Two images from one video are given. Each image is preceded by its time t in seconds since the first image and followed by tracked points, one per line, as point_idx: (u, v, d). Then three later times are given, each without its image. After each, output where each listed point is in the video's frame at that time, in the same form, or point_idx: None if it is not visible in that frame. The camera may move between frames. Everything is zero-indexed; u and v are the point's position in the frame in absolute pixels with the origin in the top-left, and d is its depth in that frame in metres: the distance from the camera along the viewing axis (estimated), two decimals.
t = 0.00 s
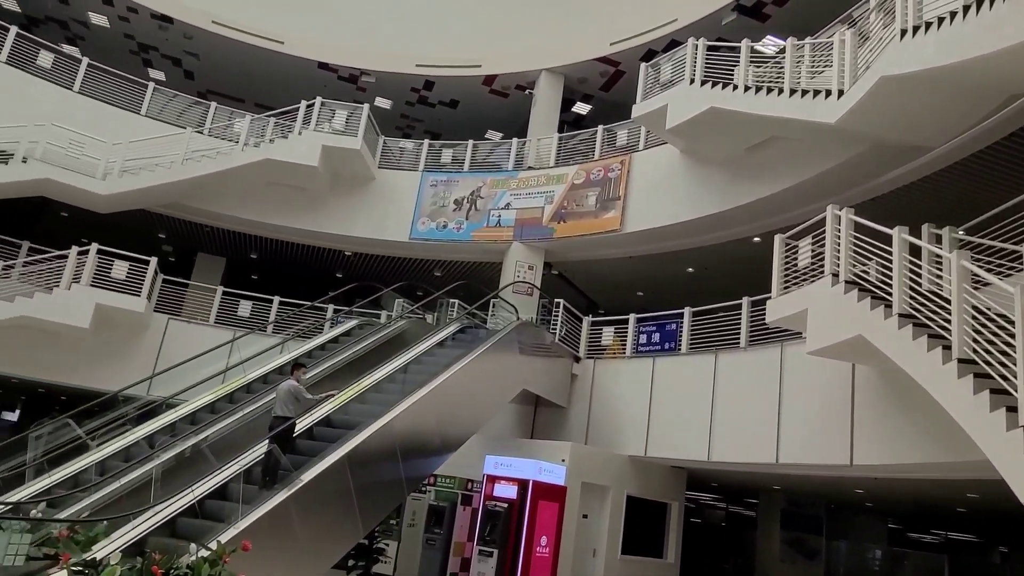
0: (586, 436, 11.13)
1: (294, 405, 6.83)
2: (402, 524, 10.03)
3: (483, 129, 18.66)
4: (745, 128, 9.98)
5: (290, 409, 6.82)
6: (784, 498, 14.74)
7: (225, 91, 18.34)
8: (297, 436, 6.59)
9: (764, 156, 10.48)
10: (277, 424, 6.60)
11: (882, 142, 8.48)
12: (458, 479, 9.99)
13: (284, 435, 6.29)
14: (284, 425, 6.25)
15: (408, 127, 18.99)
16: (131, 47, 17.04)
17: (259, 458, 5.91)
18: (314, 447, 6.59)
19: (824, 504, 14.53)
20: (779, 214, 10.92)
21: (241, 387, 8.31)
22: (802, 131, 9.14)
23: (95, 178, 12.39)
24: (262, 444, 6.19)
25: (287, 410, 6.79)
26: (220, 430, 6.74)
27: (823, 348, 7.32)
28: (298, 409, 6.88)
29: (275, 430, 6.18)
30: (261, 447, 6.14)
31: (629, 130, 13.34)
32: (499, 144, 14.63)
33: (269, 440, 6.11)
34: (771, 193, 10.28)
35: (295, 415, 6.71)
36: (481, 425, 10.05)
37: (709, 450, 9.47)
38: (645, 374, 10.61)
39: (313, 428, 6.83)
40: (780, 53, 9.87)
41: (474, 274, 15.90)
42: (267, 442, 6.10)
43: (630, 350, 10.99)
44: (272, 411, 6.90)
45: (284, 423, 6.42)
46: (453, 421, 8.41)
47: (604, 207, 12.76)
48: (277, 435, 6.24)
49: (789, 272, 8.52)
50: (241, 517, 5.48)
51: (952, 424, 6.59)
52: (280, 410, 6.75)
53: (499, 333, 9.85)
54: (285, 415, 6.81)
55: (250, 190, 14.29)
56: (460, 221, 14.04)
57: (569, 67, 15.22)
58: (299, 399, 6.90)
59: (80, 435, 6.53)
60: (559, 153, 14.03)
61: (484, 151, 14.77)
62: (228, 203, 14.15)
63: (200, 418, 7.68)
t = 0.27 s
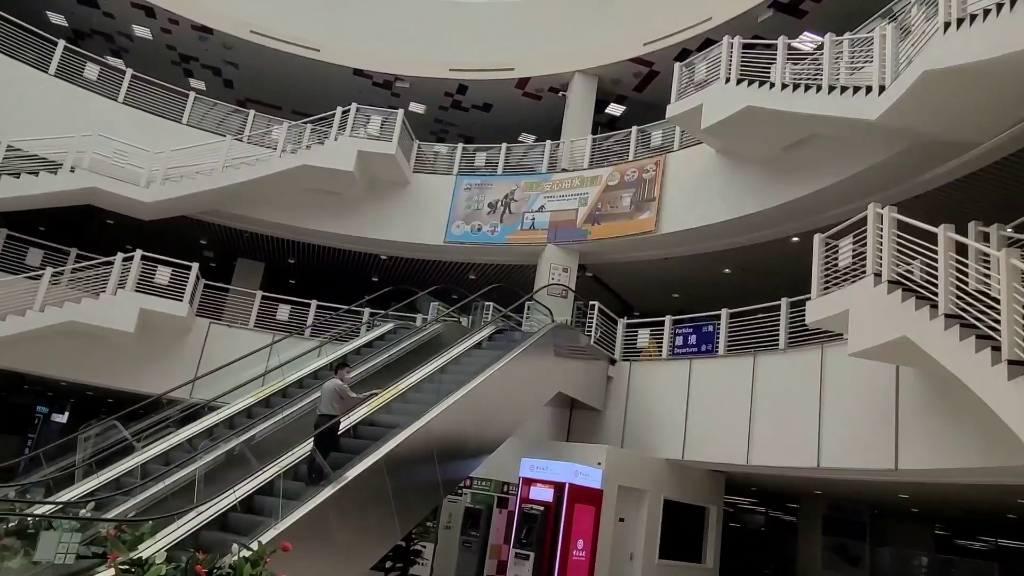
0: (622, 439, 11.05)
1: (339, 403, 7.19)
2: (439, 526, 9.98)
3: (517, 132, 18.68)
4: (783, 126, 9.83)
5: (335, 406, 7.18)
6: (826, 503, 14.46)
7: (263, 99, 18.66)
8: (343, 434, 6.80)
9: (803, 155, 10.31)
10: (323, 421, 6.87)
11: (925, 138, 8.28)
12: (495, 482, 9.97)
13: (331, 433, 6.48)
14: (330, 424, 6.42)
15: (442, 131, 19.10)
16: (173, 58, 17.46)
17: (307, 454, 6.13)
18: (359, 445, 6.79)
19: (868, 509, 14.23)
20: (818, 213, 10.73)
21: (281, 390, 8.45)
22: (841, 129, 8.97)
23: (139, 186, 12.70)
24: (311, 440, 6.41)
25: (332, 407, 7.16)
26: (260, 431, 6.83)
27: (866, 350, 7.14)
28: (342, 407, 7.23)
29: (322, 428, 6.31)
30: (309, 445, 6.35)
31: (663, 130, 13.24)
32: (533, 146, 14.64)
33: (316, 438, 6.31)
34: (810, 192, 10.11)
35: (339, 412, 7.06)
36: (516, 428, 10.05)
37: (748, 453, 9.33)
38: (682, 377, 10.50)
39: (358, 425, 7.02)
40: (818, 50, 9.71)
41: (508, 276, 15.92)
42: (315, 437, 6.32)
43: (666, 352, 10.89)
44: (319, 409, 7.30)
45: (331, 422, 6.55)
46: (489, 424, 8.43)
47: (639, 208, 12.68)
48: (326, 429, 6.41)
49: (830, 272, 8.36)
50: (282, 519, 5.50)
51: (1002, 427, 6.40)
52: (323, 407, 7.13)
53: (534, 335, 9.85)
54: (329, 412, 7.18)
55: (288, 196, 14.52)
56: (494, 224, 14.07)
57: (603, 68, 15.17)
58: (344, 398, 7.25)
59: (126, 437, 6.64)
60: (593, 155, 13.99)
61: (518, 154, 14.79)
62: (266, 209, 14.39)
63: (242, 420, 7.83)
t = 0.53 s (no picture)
0: (651, 440, 10.98)
1: (375, 400, 7.17)
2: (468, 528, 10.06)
3: (543, 133, 18.67)
4: (813, 123, 9.69)
5: (370, 404, 7.17)
6: (860, 505, 14.22)
7: (292, 105, 18.91)
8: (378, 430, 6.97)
9: (834, 152, 10.16)
10: (359, 418, 7.01)
11: (961, 133, 8.11)
12: (523, 483, 10.11)
13: (366, 429, 6.61)
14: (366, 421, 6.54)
15: (468, 133, 19.16)
16: (204, 65, 17.76)
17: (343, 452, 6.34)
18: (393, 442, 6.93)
19: (904, 512, 13.97)
20: (850, 211, 10.56)
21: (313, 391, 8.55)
22: (873, 125, 8.82)
23: (172, 192, 12.89)
24: (346, 437, 6.56)
25: (367, 405, 7.15)
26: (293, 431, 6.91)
27: (901, 349, 7.01)
28: (378, 405, 7.23)
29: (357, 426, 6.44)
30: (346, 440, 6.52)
31: (691, 129, 13.15)
32: (559, 147, 14.62)
33: (352, 436, 6.46)
34: (841, 190, 9.96)
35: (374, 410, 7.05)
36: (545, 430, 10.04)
37: (780, 455, 9.20)
38: (712, 378, 10.40)
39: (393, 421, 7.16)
40: (849, 44, 9.56)
41: (536, 278, 15.92)
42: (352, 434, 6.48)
43: (696, 353, 10.80)
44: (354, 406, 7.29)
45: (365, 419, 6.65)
46: (517, 425, 8.43)
47: (666, 208, 12.59)
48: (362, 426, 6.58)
49: (863, 270, 8.22)
50: (313, 519, 5.54)
51: None
52: (359, 405, 7.11)
53: (562, 336, 9.84)
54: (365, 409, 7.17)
55: (317, 199, 14.68)
56: (521, 225, 14.07)
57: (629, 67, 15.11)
58: (379, 395, 7.24)
59: (162, 438, 6.79)
60: (619, 155, 13.93)
61: (544, 155, 14.78)
62: (296, 213, 14.56)
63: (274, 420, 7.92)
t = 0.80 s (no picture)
0: (681, 441, 10.89)
1: (410, 399, 7.28)
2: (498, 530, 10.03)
3: (568, 133, 18.64)
4: (844, 119, 9.54)
5: (405, 403, 7.26)
6: (896, 508, 13.96)
7: (320, 109, 19.11)
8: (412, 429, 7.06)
9: (866, 148, 10.00)
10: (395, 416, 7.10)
11: (998, 126, 7.93)
12: (552, 485, 9.99)
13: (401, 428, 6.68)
14: (400, 420, 6.60)
15: (494, 135, 19.20)
16: (234, 72, 18.02)
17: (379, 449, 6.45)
18: (427, 440, 7.00)
19: (941, 515, 13.68)
20: (883, 208, 10.38)
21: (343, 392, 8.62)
22: (907, 119, 8.66)
23: (203, 197, 13.08)
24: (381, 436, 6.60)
25: (402, 403, 7.25)
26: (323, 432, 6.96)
27: (938, 348, 6.86)
28: (413, 403, 7.33)
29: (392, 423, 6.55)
30: (380, 439, 6.53)
31: (718, 128, 13.03)
32: (585, 148, 14.59)
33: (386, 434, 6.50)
34: (874, 186, 9.79)
35: (409, 408, 7.14)
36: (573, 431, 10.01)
37: (813, 456, 9.06)
38: (742, 378, 10.28)
39: (426, 421, 7.20)
40: (881, 38, 9.39)
41: (563, 279, 15.89)
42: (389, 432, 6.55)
43: (725, 353, 10.68)
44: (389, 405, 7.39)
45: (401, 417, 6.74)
46: (546, 427, 8.41)
47: (695, 207, 12.49)
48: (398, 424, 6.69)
49: (898, 268, 8.07)
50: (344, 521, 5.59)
51: None
52: (395, 403, 7.21)
53: (590, 337, 9.80)
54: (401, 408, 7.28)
55: (345, 203, 14.81)
56: (547, 226, 14.06)
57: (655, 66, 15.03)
58: (415, 393, 7.32)
59: (196, 440, 6.89)
60: (646, 154, 13.86)
61: (570, 155, 14.76)
62: (324, 217, 14.70)
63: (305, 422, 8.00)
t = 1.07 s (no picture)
0: (710, 442, 10.79)
1: (444, 397, 7.26)
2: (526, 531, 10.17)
3: (593, 134, 18.58)
4: (875, 115, 9.39)
5: (439, 400, 7.25)
6: (933, 510, 13.68)
7: (346, 114, 19.28)
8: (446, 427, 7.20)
9: (897, 143, 9.83)
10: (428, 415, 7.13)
11: None
12: (581, 486, 10.10)
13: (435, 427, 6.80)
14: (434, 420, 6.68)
15: (518, 137, 19.21)
16: (262, 79, 18.26)
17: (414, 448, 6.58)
18: (460, 438, 7.15)
19: (980, 518, 13.38)
20: (916, 204, 10.19)
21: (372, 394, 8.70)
22: (940, 114, 8.50)
23: (233, 203, 13.29)
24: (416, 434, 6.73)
25: (436, 401, 7.23)
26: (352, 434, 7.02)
27: (975, 348, 6.72)
28: (447, 401, 7.32)
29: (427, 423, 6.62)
30: (414, 438, 6.67)
31: (745, 126, 12.90)
32: (610, 148, 14.54)
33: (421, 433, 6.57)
34: (906, 182, 9.62)
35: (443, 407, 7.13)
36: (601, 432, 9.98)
37: (846, 458, 8.91)
38: (772, 378, 10.16)
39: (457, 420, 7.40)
40: (912, 32, 9.23)
41: (589, 279, 15.84)
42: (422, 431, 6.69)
43: (755, 354, 10.57)
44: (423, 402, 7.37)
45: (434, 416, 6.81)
46: (574, 428, 8.39)
47: (722, 206, 12.37)
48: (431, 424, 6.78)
49: (932, 265, 7.91)
50: (374, 521, 5.62)
51: None
52: (429, 401, 7.19)
53: (617, 338, 9.77)
54: (434, 405, 7.26)
55: (371, 206, 14.92)
56: (573, 227, 14.04)
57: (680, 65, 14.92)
58: (448, 392, 7.32)
59: (227, 442, 7.00)
60: (672, 154, 13.77)
61: (595, 156, 14.72)
62: (351, 220, 14.83)
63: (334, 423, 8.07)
